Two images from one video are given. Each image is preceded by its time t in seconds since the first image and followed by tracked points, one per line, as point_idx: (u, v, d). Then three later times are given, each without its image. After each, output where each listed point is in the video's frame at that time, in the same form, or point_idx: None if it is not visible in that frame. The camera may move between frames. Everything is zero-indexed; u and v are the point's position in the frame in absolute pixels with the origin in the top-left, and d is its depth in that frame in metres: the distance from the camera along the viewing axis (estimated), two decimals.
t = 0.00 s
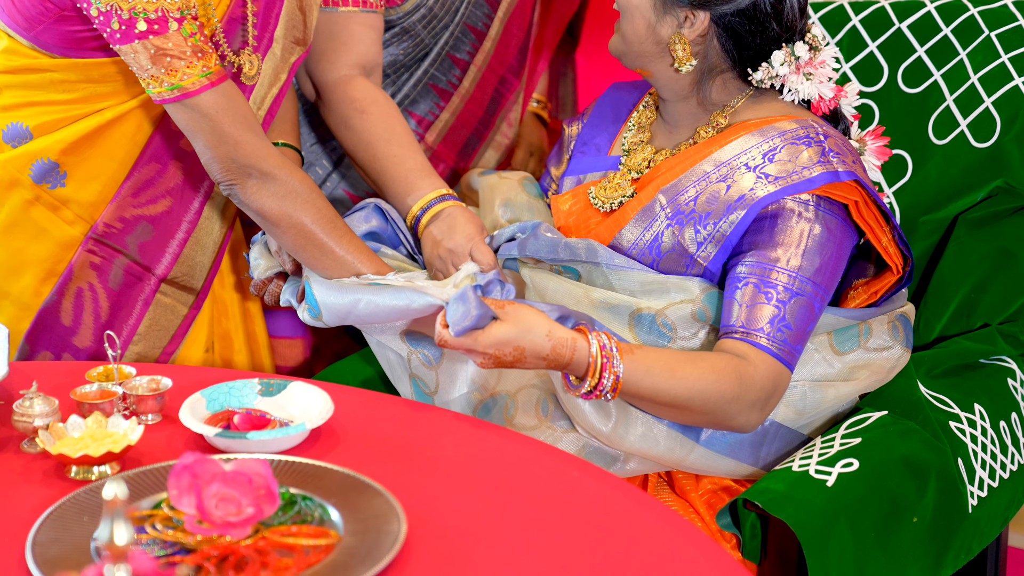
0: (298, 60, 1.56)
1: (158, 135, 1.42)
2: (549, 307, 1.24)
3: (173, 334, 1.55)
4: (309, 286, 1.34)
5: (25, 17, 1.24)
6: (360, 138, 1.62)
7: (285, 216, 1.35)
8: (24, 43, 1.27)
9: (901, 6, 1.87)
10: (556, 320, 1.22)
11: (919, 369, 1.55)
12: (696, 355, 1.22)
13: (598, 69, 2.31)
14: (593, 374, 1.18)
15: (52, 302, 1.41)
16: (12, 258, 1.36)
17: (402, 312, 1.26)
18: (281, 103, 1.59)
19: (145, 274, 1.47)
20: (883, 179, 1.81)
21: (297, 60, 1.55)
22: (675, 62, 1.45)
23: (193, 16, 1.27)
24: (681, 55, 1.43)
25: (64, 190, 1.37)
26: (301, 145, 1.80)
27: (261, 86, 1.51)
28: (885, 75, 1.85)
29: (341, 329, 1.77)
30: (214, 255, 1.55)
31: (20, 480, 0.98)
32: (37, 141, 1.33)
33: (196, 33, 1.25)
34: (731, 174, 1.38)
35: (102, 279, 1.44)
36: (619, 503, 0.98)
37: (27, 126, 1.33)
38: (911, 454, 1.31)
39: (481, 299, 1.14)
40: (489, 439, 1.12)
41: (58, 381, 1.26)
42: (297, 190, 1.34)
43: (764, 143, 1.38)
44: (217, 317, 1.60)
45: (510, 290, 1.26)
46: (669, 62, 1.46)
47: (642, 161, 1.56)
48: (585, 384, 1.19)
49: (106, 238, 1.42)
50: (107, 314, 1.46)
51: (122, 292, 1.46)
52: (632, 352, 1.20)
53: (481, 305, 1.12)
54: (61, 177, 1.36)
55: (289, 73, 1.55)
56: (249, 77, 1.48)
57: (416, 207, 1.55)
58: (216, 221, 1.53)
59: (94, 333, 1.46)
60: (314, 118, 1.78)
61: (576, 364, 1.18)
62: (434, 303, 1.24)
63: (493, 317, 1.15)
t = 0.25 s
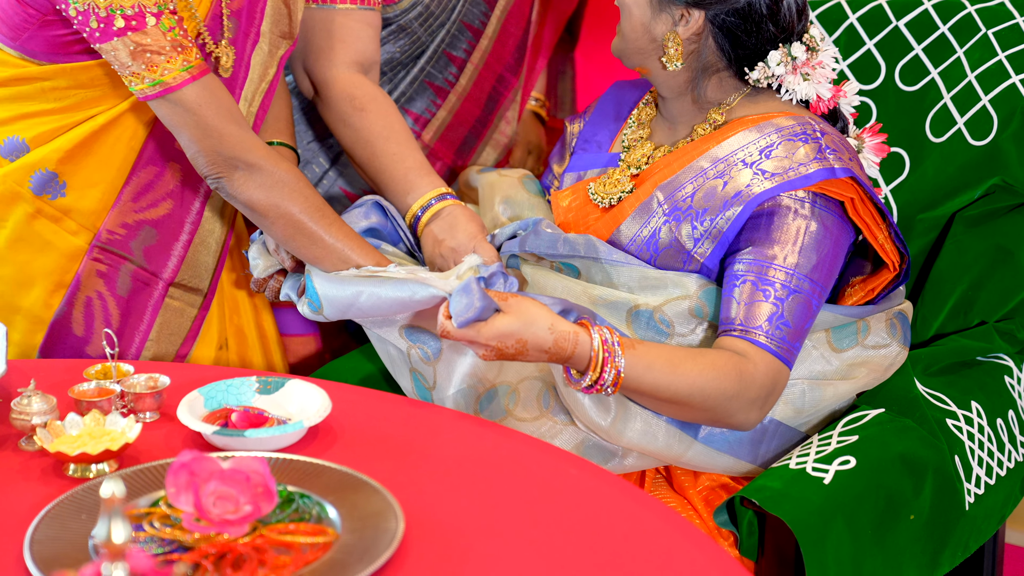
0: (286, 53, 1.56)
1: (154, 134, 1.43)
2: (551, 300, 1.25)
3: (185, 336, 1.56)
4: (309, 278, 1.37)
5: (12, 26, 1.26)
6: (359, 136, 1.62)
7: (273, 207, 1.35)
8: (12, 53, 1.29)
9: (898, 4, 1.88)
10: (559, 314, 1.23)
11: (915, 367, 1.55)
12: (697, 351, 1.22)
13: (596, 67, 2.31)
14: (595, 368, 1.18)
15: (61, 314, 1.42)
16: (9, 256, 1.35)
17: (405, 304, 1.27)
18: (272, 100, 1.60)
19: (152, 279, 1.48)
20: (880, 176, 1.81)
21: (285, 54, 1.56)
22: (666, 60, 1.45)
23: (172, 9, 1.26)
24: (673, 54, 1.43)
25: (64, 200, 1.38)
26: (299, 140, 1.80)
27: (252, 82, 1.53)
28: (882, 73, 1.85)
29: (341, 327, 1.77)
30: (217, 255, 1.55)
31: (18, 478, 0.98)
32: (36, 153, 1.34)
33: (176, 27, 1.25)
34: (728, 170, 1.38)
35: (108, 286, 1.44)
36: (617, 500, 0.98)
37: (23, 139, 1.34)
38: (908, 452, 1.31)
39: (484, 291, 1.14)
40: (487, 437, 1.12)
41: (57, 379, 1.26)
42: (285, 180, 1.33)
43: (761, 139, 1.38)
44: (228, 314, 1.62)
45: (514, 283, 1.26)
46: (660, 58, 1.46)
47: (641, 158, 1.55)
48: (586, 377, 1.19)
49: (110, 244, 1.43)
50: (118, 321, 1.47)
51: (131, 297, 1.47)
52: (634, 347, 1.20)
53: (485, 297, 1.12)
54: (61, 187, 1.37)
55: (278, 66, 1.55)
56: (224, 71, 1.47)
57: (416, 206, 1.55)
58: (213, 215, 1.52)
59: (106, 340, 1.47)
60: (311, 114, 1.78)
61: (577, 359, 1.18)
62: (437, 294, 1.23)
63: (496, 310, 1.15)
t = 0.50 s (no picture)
0: (277, 43, 1.57)
1: (148, 131, 1.43)
2: (554, 296, 1.26)
3: (195, 334, 1.57)
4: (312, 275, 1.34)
5: None
6: (359, 135, 1.62)
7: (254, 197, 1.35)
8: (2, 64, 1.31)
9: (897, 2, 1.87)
10: (562, 309, 1.24)
11: (913, 365, 1.55)
12: (699, 350, 1.22)
13: (595, 65, 2.30)
14: (599, 364, 1.18)
15: (69, 320, 1.42)
16: (13, 260, 1.35)
17: (408, 300, 1.27)
18: (265, 96, 1.60)
19: (157, 281, 1.49)
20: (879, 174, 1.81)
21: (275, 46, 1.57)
22: (664, 60, 1.45)
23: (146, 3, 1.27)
24: (671, 53, 1.44)
25: (65, 206, 1.38)
26: (296, 140, 1.81)
27: (243, 75, 1.52)
28: (881, 71, 1.85)
29: (341, 325, 1.77)
30: (220, 252, 1.56)
31: (17, 476, 0.98)
32: (34, 161, 1.34)
33: (149, 19, 1.26)
34: (727, 168, 1.39)
35: (114, 289, 1.44)
36: (616, 498, 0.98)
37: (21, 148, 1.35)
38: (906, 450, 1.31)
39: (488, 285, 1.12)
40: (486, 436, 1.12)
41: (55, 377, 1.26)
42: (263, 169, 1.34)
43: (759, 138, 1.38)
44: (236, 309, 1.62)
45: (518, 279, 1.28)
46: (660, 59, 1.46)
47: (641, 155, 1.55)
48: (589, 373, 1.20)
49: (112, 247, 1.43)
50: (126, 325, 1.47)
51: (138, 300, 1.47)
52: (636, 345, 1.20)
53: (489, 293, 1.10)
54: (60, 193, 1.37)
55: (269, 59, 1.56)
56: (191, 58, 1.42)
57: (416, 206, 1.56)
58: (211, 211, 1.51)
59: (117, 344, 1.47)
60: (309, 112, 1.79)
61: (580, 355, 1.19)
62: (441, 288, 1.25)
63: (500, 305, 1.14)
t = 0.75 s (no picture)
0: (276, 28, 1.57)
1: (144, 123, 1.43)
2: (559, 295, 1.25)
3: (200, 323, 1.56)
4: (320, 280, 1.34)
5: None
6: (360, 137, 1.63)
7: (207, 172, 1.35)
8: None
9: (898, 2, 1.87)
10: (566, 308, 1.23)
11: (913, 365, 1.55)
12: (702, 350, 1.23)
13: (595, 66, 2.31)
14: (601, 363, 1.18)
15: (73, 311, 1.41)
16: (20, 253, 1.36)
17: (413, 299, 1.28)
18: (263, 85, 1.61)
19: (160, 269, 1.48)
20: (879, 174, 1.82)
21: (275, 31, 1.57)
22: (665, 61, 1.46)
23: None
24: (671, 55, 1.45)
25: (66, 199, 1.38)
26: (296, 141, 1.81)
27: (240, 64, 1.53)
28: (881, 72, 1.85)
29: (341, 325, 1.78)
30: (224, 239, 1.56)
31: (17, 477, 0.98)
32: (32, 154, 1.34)
33: None
34: (729, 170, 1.39)
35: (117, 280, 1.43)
36: (616, 499, 0.98)
37: (20, 144, 1.35)
38: (906, 450, 1.31)
39: (492, 284, 1.12)
40: (486, 436, 1.13)
41: (56, 377, 1.26)
42: (212, 145, 1.33)
43: (761, 139, 1.38)
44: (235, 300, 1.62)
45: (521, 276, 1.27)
46: (661, 62, 1.47)
47: (641, 156, 1.55)
48: (592, 372, 1.20)
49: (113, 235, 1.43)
50: (131, 315, 1.46)
51: (142, 289, 1.46)
52: (640, 344, 1.20)
53: (493, 291, 1.11)
54: (60, 185, 1.37)
55: (267, 46, 1.56)
56: (176, 44, 1.41)
57: (416, 208, 1.56)
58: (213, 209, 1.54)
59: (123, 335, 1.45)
60: (308, 113, 1.79)
61: (583, 354, 1.19)
62: (445, 287, 1.26)
63: (503, 304, 1.14)
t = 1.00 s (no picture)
0: (277, 17, 1.57)
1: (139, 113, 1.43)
2: (563, 295, 1.26)
3: (188, 308, 1.55)
4: (325, 286, 1.34)
5: None
6: (362, 138, 1.64)
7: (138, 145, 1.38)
8: None
9: (898, 5, 1.88)
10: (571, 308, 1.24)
11: (914, 366, 1.56)
12: (708, 350, 1.23)
13: (597, 68, 2.31)
14: (606, 363, 1.19)
15: (62, 290, 1.42)
16: (12, 232, 1.37)
17: (419, 301, 1.28)
18: (265, 69, 1.61)
19: (149, 253, 1.48)
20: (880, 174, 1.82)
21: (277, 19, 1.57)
22: (668, 64, 1.46)
23: None
24: (676, 57, 1.44)
25: (57, 178, 1.39)
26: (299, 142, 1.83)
27: (240, 48, 1.53)
28: (881, 74, 1.87)
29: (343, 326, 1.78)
30: (214, 229, 1.56)
31: (21, 478, 0.99)
32: (23, 132, 1.35)
33: None
34: (734, 172, 1.39)
35: (107, 261, 1.44)
36: (617, 500, 0.99)
37: (11, 123, 1.36)
38: (906, 451, 1.32)
39: (499, 285, 1.12)
40: (488, 437, 1.13)
41: (59, 379, 1.27)
42: (138, 117, 1.36)
43: (766, 141, 1.39)
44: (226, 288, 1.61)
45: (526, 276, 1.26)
46: (664, 64, 1.47)
47: (644, 158, 1.56)
48: (598, 371, 1.20)
49: (103, 216, 1.43)
50: (119, 297, 1.47)
51: (130, 272, 1.46)
52: (645, 344, 1.21)
53: (499, 292, 1.11)
54: (50, 165, 1.38)
55: (268, 34, 1.56)
56: (163, 18, 1.41)
57: (417, 211, 1.55)
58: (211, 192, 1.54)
59: (110, 317, 1.46)
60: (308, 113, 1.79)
61: (589, 354, 1.19)
62: (451, 288, 1.26)
63: (510, 304, 1.14)
